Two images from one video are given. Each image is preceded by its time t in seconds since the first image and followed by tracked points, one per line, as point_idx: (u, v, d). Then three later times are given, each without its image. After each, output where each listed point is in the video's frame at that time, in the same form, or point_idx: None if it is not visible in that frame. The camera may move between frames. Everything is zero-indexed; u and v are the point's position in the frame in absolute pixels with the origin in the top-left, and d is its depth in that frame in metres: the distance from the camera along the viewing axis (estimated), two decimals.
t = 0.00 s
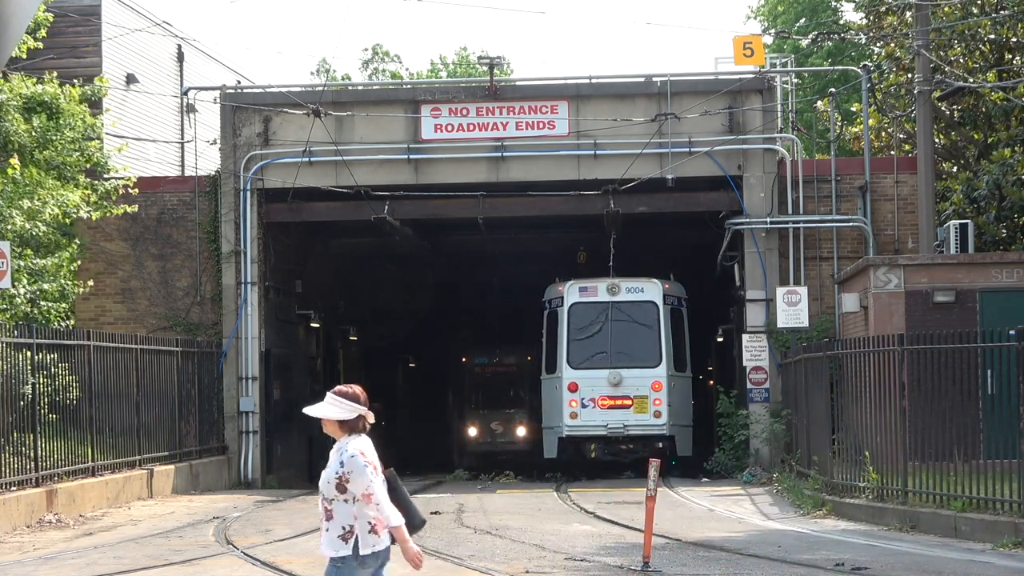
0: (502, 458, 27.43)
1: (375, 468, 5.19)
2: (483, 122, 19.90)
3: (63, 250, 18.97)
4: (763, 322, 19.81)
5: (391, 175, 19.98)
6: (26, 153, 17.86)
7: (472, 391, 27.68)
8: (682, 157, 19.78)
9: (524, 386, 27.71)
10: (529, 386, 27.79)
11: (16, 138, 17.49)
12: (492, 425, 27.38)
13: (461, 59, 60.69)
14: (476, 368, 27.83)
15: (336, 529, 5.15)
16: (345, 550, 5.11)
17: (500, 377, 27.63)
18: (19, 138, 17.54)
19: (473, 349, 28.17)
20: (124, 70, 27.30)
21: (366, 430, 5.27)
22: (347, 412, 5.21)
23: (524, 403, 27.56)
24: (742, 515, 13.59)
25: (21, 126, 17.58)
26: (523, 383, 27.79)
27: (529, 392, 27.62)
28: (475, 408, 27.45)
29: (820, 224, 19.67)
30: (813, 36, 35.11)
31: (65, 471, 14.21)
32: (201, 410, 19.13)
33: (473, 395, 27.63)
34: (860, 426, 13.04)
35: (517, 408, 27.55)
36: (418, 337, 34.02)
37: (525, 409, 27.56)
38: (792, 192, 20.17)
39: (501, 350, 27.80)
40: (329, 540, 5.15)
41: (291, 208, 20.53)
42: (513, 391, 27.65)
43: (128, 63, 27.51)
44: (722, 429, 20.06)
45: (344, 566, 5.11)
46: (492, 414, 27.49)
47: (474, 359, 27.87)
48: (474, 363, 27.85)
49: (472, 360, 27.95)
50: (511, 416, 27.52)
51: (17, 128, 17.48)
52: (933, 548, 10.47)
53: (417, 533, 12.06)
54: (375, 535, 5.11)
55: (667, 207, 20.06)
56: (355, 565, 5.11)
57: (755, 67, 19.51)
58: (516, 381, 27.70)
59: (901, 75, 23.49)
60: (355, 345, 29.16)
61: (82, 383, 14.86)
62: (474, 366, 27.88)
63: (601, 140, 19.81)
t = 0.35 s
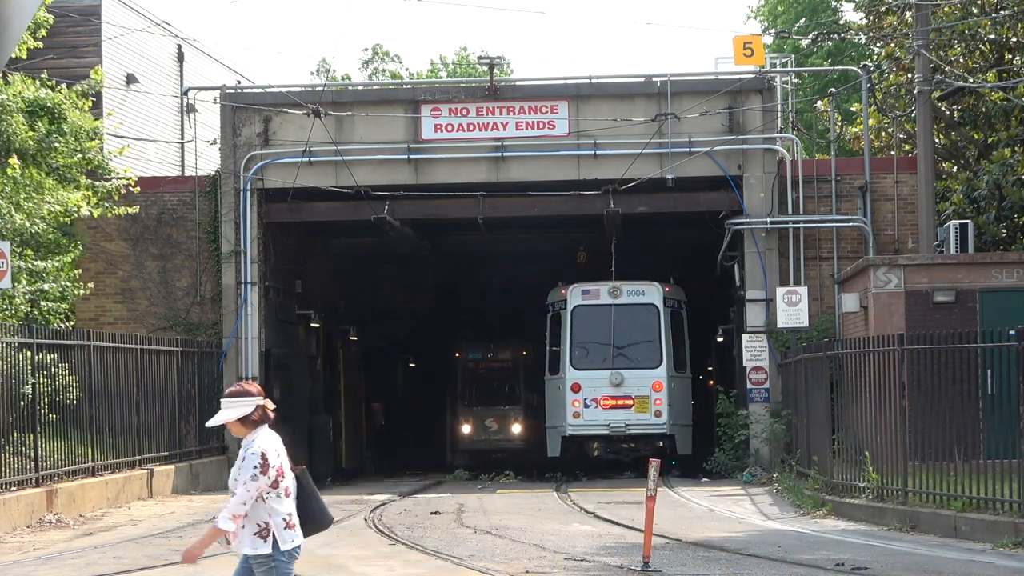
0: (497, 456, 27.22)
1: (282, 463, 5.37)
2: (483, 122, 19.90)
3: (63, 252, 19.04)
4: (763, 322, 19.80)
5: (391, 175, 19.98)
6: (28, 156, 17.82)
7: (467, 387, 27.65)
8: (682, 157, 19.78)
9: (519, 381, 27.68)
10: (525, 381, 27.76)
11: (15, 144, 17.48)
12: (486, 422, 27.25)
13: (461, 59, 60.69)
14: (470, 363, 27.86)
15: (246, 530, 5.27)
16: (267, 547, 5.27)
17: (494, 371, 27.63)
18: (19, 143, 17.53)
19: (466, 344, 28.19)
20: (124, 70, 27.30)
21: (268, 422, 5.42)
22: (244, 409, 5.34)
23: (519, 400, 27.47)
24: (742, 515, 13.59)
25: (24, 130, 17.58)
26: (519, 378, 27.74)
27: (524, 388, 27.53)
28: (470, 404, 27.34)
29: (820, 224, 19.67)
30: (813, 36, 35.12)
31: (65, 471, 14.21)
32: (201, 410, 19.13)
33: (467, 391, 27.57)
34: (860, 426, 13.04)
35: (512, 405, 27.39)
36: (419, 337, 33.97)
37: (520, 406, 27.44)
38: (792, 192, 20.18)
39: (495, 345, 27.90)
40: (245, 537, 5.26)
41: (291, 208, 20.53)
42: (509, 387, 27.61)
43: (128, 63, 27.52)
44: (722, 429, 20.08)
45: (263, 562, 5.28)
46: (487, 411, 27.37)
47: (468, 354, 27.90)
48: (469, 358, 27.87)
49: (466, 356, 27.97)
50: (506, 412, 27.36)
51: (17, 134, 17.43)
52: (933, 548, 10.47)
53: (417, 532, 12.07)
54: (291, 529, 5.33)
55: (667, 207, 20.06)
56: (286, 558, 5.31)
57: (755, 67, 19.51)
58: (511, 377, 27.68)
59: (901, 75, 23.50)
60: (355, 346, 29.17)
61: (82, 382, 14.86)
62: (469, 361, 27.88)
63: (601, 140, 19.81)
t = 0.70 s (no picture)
0: (490, 454, 27.09)
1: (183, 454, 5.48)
2: (483, 122, 19.90)
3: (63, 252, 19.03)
4: (763, 322, 19.80)
5: (391, 175, 19.97)
6: (30, 160, 17.88)
7: (461, 383, 27.56)
8: (682, 157, 19.78)
9: (513, 377, 27.61)
10: (519, 377, 27.70)
11: (17, 148, 17.54)
12: (480, 420, 27.13)
13: (461, 59, 60.68)
14: (463, 358, 27.79)
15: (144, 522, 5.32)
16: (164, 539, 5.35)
17: (488, 367, 27.57)
18: (21, 147, 17.61)
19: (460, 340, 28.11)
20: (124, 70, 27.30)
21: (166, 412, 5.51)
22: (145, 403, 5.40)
23: (515, 397, 27.33)
24: (742, 515, 13.59)
25: (27, 135, 17.68)
26: (513, 374, 27.65)
27: (518, 384, 27.44)
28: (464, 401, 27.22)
29: (820, 224, 19.67)
30: (813, 36, 35.12)
31: (65, 471, 14.21)
32: (201, 410, 19.13)
33: (462, 387, 27.47)
34: (860, 426, 13.04)
35: (507, 403, 27.24)
36: (420, 337, 34.01)
37: (514, 404, 27.32)
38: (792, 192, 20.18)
39: (490, 340, 27.82)
40: (145, 529, 5.31)
41: (291, 208, 20.54)
42: (503, 382, 27.56)
43: (128, 63, 27.52)
44: (722, 430, 20.08)
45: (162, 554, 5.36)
46: (481, 408, 27.25)
47: (460, 349, 27.84)
48: (461, 353, 27.82)
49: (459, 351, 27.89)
50: (501, 411, 27.22)
51: (20, 138, 17.55)
52: (933, 548, 10.47)
53: (417, 532, 12.07)
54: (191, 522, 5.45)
55: (667, 207, 20.07)
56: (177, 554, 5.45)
57: (755, 67, 19.50)
58: (506, 373, 27.62)
59: (901, 75, 23.50)
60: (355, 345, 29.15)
61: (82, 382, 14.86)
62: (462, 357, 27.81)
63: (601, 140, 19.81)
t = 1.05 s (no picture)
0: (484, 453, 26.67)
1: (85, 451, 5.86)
2: (483, 122, 19.90)
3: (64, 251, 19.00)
4: (763, 322, 19.80)
5: (391, 175, 19.97)
6: (30, 161, 17.70)
7: (454, 379, 27.20)
8: (682, 157, 19.78)
9: (508, 372, 27.26)
10: (513, 373, 27.37)
11: (17, 149, 17.35)
12: (473, 417, 26.67)
13: (461, 59, 60.68)
14: (457, 353, 27.45)
15: (50, 522, 5.73)
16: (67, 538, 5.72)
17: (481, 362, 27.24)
18: (21, 147, 17.41)
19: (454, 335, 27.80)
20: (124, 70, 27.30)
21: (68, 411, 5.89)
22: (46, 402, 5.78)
23: (509, 393, 26.91)
24: (743, 515, 13.59)
25: (27, 135, 17.55)
26: (507, 369, 27.27)
27: (512, 379, 27.06)
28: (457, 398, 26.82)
29: (820, 224, 19.67)
30: (813, 36, 35.12)
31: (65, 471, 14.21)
32: (201, 410, 19.13)
33: (455, 382, 27.14)
34: (860, 426, 13.04)
35: (502, 399, 26.82)
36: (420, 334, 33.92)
37: (509, 401, 26.91)
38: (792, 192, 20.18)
39: (484, 335, 27.47)
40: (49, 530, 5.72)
41: (291, 208, 20.55)
42: (497, 378, 27.20)
43: (128, 63, 27.52)
44: (722, 430, 20.08)
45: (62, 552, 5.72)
46: (474, 405, 26.83)
47: (454, 344, 27.51)
48: (454, 348, 27.47)
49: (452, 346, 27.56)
50: (495, 408, 26.79)
51: (20, 138, 17.38)
52: (933, 548, 10.47)
53: (417, 532, 12.08)
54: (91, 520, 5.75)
55: (667, 207, 20.08)
56: (75, 551, 5.71)
57: (755, 67, 19.50)
58: (500, 368, 27.28)
59: (901, 75, 23.50)
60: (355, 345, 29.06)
61: (82, 382, 14.86)
62: (455, 351, 27.49)
63: (601, 140, 19.81)
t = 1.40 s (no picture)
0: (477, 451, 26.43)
1: None
2: (483, 122, 19.90)
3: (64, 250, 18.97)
4: (763, 322, 19.80)
5: (391, 175, 19.97)
6: (29, 159, 17.70)
7: (446, 375, 26.98)
8: (682, 157, 19.78)
9: (502, 368, 27.05)
10: (507, 368, 27.16)
11: (18, 151, 17.36)
12: (465, 414, 26.43)
13: (462, 60, 60.69)
14: (449, 348, 27.21)
15: None
16: None
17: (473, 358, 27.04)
18: (22, 148, 17.44)
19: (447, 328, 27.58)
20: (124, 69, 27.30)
21: None
22: None
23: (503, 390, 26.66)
24: (742, 515, 13.59)
25: (28, 134, 17.58)
26: (500, 364, 27.07)
27: (506, 375, 26.84)
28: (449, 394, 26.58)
29: (820, 224, 19.67)
30: (813, 36, 35.11)
31: (65, 471, 14.21)
32: (201, 411, 19.14)
33: (448, 378, 26.92)
34: (860, 426, 13.04)
35: (495, 395, 26.59)
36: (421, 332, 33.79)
37: (502, 398, 26.67)
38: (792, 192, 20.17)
39: (477, 329, 27.21)
40: None
41: (291, 208, 20.56)
42: (491, 373, 27.00)
43: (128, 63, 27.52)
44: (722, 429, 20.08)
45: None
46: (467, 402, 26.60)
47: (446, 338, 27.25)
48: (447, 342, 27.20)
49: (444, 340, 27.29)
50: (488, 406, 26.54)
51: (21, 140, 17.40)
52: (933, 548, 10.47)
53: (417, 532, 12.08)
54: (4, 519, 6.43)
55: (667, 207, 20.08)
56: None
57: (755, 67, 19.50)
58: (493, 364, 27.06)
59: (901, 75, 23.50)
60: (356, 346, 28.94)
61: (82, 382, 14.86)
62: (448, 346, 27.25)
63: (601, 140, 19.80)
